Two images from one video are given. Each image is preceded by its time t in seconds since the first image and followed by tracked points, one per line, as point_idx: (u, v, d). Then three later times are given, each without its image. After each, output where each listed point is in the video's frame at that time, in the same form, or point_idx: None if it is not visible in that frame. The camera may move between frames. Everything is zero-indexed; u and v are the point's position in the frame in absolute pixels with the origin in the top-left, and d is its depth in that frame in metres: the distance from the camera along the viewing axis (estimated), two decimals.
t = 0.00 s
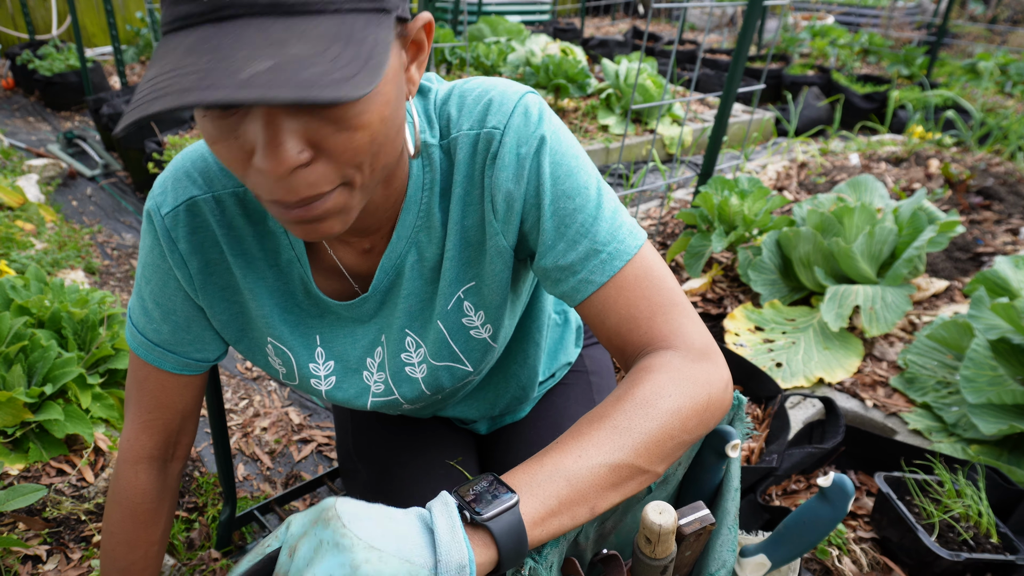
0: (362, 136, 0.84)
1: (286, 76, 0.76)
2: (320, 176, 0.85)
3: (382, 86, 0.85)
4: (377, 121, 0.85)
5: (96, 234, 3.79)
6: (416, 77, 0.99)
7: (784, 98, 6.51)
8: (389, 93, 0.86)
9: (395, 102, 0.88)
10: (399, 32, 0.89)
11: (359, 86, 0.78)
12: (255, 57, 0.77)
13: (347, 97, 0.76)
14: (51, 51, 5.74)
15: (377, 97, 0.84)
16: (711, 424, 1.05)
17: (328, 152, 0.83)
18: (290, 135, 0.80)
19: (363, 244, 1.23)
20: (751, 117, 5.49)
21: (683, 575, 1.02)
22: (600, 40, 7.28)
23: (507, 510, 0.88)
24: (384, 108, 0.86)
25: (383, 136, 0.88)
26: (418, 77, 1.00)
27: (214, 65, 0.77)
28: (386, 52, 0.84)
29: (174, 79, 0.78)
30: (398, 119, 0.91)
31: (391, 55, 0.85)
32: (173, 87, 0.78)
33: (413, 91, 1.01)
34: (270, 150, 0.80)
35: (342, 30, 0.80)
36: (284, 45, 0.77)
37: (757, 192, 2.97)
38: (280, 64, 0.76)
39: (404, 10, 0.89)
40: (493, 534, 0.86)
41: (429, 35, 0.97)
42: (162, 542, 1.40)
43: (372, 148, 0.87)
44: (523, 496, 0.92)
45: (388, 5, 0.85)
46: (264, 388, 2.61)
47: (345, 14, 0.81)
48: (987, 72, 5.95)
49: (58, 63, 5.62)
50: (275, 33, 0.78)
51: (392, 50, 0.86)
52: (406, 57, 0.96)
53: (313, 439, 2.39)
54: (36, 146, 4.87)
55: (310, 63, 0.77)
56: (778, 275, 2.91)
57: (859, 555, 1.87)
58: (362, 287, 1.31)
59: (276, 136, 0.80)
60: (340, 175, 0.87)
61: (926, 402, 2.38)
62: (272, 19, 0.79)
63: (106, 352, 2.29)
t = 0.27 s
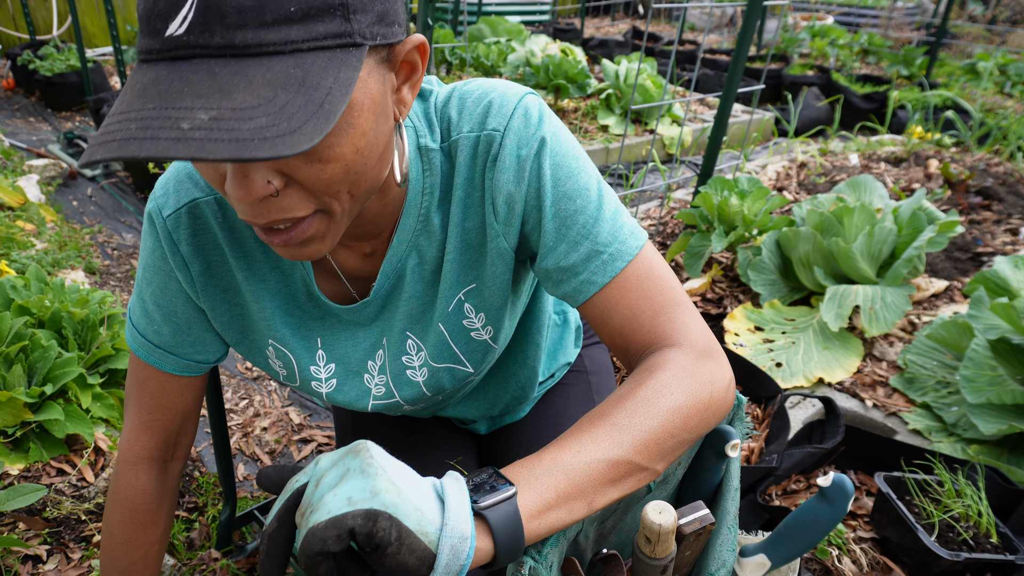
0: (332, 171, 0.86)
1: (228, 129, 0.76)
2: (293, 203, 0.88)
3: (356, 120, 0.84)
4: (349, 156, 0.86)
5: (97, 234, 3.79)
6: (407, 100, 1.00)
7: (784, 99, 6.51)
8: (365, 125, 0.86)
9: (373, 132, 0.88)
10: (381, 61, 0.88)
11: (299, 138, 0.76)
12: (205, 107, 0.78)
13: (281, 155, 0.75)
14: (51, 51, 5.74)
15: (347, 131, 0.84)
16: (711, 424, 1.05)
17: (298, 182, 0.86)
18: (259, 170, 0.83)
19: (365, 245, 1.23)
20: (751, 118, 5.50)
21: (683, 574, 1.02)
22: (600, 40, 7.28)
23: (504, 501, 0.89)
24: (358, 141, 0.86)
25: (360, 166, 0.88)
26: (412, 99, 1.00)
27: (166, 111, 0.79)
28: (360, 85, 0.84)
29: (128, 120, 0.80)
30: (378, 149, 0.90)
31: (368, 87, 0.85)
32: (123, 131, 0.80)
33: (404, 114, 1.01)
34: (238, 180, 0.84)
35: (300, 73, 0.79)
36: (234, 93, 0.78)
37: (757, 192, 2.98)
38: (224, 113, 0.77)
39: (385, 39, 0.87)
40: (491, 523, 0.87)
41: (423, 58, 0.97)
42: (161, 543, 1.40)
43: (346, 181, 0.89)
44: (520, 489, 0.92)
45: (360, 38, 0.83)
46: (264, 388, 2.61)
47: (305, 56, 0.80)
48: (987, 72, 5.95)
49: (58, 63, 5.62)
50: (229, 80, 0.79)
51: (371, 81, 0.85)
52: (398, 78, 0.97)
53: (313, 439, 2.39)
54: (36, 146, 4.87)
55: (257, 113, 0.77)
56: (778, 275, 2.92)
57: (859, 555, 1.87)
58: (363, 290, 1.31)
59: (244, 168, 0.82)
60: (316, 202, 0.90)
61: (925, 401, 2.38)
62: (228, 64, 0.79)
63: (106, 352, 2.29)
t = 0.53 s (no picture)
0: (324, 156, 0.86)
1: (217, 85, 0.75)
2: (282, 193, 0.88)
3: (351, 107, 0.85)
4: (343, 141, 0.86)
5: (96, 234, 3.79)
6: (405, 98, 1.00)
7: (784, 99, 6.51)
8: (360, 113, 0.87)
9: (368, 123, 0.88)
10: (378, 53, 0.89)
11: (290, 99, 0.75)
12: (194, 67, 0.77)
13: (272, 111, 0.74)
14: (51, 51, 5.74)
15: (341, 116, 0.85)
16: (711, 425, 1.05)
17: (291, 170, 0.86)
18: (250, 150, 0.83)
19: (366, 244, 1.23)
20: (751, 117, 5.50)
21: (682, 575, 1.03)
22: (600, 40, 7.28)
23: (500, 496, 0.89)
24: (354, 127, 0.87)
25: (352, 156, 0.89)
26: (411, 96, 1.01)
27: (155, 73, 0.78)
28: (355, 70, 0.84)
29: (118, 81, 0.80)
30: (374, 141, 0.91)
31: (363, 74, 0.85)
32: (111, 93, 0.78)
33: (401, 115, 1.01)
34: (229, 160, 0.84)
35: (293, 45, 0.78)
36: (224, 56, 0.77)
37: (757, 192, 2.98)
38: (213, 73, 0.76)
39: (382, 30, 0.87)
40: (488, 521, 0.87)
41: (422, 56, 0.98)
42: (161, 544, 1.40)
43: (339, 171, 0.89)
44: (518, 485, 0.93)
45: (356, 23, 0.83)
46: (264, 388, 2.61)
47: (299, 31, 0.79)
48: (987, 72, 5.95)
49: (58, 63, 5.62)
50: (220, 46, 0.78)
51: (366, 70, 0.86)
52: (395, 79, 0.98)
53: (313, 438, 2.39)
54: (36, 146, 4.87)
55: (247, 74, 0.76)
56: (778, 275, 2.92)
57: (859, 555, 1.87)
58: (363, 290, 1.31)
59: (236, 148, 0.83)
60: (306, 193, 0.90)
61: (925, 401, 2.38)
62: (220, 33, 0.78)
63: (106, 352, 2.29)
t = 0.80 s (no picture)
0: (328, 198, 0.85)
1: (220, 185, 0.76)
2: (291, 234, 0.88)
3: (349, 144, 0.83)
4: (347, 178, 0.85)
5: (97, 234, 3.79)
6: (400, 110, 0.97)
7: (784, 99, 6.52)
8: (360, 148, 0.85)
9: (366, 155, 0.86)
10: (370, 77, 0.86)
11: (291, 187, 0.75)
12: (195, 164, 0.77)
13: (277, 205, 0.75)
14: (51, 51, 5.75)
15: (340, 158, 0.83)
16: (710, 424, 1.05)
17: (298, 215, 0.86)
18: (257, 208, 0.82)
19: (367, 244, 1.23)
20: (751, 117, 5.50)
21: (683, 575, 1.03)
22: (600, 40, 7.28)
23: (492, 494, 0.88)
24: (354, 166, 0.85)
25: (355, 190, 0.87)
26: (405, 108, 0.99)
27: (158, 171, 0.78)
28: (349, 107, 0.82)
29: (124, 181, 0.80)
30: (375, 166, 0.89)
31: (358, 107, 0.83)
32: (121, 195, 0.79)
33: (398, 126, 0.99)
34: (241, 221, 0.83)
35: (287, 113, 0.78)
36: (223, 145, 0.77)
37: (757, 192, 2.98)
38: (216, 169, 0.77)
39: (372, 57, 0.85)
40: (482, 519, 0.86)
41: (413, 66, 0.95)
42: (161, 543, 1.40)
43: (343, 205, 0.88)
44: (512, 484, 0.93)
45: (344, 64, 0.81)
46: (264, 388, 2.61)
47: (291, 94, 0.79)
48: (987, 72, 5.96)
49: (58, 63, 5.63)
50: (216, 132, 0.78)
51: (360, 101, 0.84)
52: (389, 90, 0.95)
53: (313, 439, 2.40)
54: (36, 146, 4.87)
55: (248, 164, 0.77)
56: (778, 275, 2.92)
57: (859, 555, 1.87)
58: (366, 292, 1.31)
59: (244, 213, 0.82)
60: (314, 233, 0.89)
61: (926, 401, 2.38)
62: (214, 113, 0.78)
63: (106, 352, 2.29)
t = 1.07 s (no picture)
0: (299, 194, 0.86)
1: (168, 167, 0.78)
2: (263, 225, 0.90)
3: (324, 145, 0.84)
4: (319, 178, 0.85)
5: (97, 234, 3.79)
6: (392, 116, 0.96)
7: (784, 99, 6.51)
8: (334, 149, 0.85)
9: (343, 156, 0.86)
10: (354, 81, 0.86)
11: (232, 177, 0.76)
12: (149, 143, 0.80)
13: (216, 194, 0.76)
14: (50, 51, 5.74)
15: (313, 156, 0.83)
16: (710, 424, 1.05)
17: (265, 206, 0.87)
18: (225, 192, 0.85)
19: (366, 246, 1.23)
20: (751, 118, 5.50)
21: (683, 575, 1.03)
22: (600, 40, 7.28)
23: (495, 500, 0.88)
24: (329, 163, 0.85)
25: (329, 190, 0.88)
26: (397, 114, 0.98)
27: (116, 146, 0.82)
28: (326, 107, 0.82)
29: (86, 151, 0.84)
30: (354, 168, 0.89)
31: (336, 110, 0.83)
32: (80, 164, 0.83)
33: (388, 133, 0.98)
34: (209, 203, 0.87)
35: (248, 105, 0.79)
36: (178, 129, 0.80)
37: (757, 192, 2.98)
38: (166, 150, 0.79)
39: (355, 60, 0.85)
40: (483, 525, 0.86)
41: (406, 72, 0.94)
42: (161, 543, 1.40)
43: (314, 204, 0.89)
44: (515, 490, 0.92)
45: (320, 64, 0.82)
46: (264, 388, 2.61)
47: (257, 86, 0.80)
48: (987, 72, 5.96)
49: (57, 63, 5.62)
50: (175, 116, 0.80)
51: (341, 104, 0.84)
52: (380, 96, 0.94)
53: (313, 438, 2.40)
54: (36, 146, 4.87)
55: (198, 150, 0.79)
56: (778, 275, 2.92)
57: (859, 555, 1.87)
58: (358, 293, 1.32)
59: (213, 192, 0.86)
60: (288, 222, 0.90)
61: (925, 401, 2.38)
62: (179, 96, 0.81)
63: (106, 352, 2.29)
